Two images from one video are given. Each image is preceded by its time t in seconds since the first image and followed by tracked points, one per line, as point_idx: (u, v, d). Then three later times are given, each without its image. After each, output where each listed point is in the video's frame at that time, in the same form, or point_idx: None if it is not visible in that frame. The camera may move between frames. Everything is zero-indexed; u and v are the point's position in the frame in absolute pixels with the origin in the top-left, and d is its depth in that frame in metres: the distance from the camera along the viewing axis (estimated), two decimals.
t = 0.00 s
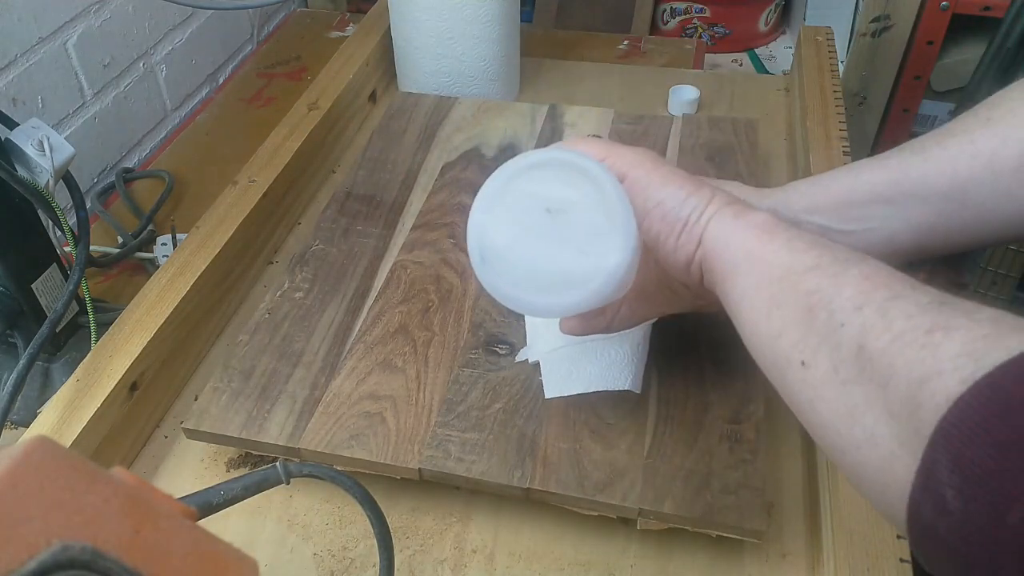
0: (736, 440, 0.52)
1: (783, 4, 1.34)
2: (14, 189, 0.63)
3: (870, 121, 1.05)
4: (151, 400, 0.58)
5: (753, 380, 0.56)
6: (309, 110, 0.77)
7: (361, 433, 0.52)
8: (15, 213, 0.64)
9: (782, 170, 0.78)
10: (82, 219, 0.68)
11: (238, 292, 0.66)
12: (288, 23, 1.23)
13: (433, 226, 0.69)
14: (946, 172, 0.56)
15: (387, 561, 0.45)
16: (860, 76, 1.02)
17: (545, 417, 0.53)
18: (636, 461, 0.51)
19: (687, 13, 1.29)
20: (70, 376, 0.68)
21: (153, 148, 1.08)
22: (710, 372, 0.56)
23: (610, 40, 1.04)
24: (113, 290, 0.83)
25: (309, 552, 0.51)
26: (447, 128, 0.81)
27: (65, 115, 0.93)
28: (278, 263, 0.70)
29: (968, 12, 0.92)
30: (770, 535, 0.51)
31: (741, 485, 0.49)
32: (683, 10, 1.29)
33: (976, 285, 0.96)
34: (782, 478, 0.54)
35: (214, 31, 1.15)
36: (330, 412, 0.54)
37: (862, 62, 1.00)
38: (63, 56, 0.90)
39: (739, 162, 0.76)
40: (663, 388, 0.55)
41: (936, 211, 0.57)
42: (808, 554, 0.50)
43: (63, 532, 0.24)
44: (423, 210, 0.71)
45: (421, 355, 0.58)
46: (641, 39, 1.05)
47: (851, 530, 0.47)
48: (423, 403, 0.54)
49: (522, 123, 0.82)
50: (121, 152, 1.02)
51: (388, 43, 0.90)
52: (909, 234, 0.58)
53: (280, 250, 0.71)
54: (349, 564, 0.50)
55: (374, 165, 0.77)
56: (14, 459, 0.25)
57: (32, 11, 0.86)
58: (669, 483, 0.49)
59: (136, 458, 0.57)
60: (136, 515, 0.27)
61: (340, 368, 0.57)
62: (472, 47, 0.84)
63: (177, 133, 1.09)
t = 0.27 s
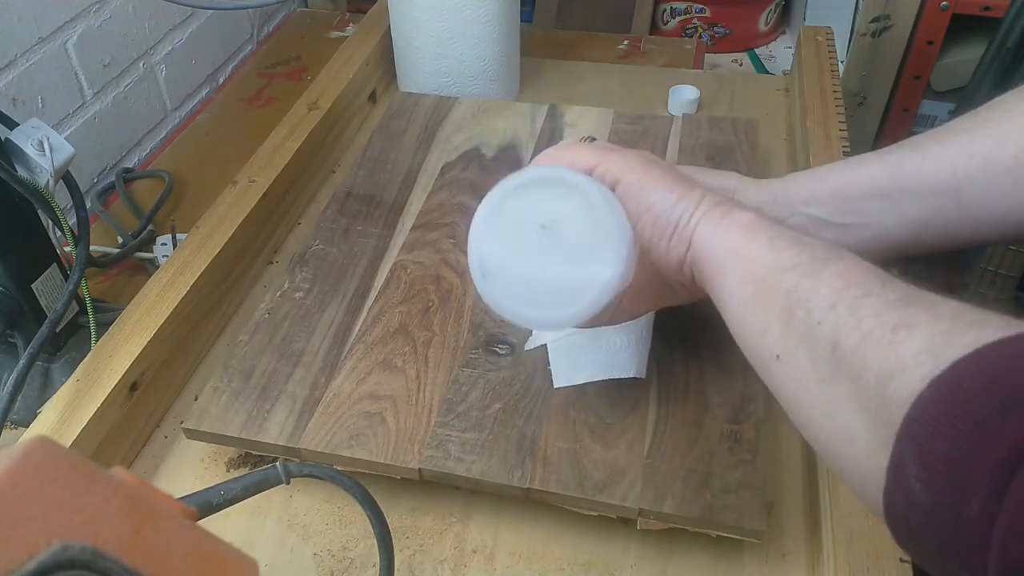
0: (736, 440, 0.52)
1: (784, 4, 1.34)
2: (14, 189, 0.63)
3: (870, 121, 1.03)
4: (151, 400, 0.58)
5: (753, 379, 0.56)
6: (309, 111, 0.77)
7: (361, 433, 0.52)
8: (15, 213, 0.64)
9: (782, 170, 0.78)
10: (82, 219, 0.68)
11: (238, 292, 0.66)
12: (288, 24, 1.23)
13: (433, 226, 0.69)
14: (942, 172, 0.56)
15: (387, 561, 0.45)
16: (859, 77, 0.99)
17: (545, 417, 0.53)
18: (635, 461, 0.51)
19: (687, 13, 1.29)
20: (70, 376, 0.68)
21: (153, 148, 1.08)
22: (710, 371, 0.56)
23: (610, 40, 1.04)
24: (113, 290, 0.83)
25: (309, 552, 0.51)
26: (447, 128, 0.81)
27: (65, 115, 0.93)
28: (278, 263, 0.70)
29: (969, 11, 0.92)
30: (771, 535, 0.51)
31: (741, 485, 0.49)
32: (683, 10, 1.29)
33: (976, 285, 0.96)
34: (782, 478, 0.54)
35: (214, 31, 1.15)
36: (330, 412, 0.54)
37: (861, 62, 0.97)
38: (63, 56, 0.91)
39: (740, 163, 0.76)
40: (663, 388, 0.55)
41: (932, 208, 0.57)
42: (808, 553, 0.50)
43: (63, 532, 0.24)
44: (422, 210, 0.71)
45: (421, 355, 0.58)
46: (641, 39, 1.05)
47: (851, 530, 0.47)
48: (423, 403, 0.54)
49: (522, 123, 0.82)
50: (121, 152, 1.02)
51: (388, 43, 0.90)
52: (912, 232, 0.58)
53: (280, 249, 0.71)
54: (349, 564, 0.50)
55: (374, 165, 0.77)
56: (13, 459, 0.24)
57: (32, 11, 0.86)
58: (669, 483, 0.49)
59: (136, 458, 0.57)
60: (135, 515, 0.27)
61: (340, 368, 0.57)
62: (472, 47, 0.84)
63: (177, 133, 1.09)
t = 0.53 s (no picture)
0: (737, 441, 0.52)
1: (784, 4, 1.33)
2: (14, 189, 0.63)
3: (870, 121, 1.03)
4: (151, 400, 0.58)
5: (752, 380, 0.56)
6: (309, 111, 0.78)
7: (361, 433, 0.53)
8: (15, 213, 0.64)
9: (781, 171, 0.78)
10: (82, 219, 0.68)
11: (238, 292, 0.66)
12: (288, 24, 1.23)
13: (433, 226, 0.69)
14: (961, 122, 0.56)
15: (387, 561, 0.45)
16: (860, 78, 0.98)
17: (545, 417, 0.53)
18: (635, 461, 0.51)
19: (687, 13, 1.29)
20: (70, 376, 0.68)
21: (153, 148, 1.08)
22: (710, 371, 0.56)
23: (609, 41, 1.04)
24: (113, 290, 0.83)
25: (309, 552, 0.51)
26: (447, 128, 0.81)
27: (65, 115, 0.93)
28: (278, 263, 0.70)
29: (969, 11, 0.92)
30: (771, 535, 0.51)
31: (741, 485, 0.49)
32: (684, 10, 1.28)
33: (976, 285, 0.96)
34: (783, 478, 0.54)
35: (214, 31, 1.15)
36: (329, 412, 0.54)
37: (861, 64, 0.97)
38: (63, 56, 0.91)
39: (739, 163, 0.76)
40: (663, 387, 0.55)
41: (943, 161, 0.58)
42: (808, 554, 0.50)
43: (63, 532, 0.24)
44: (422, 210, 0.71)
45: (421, 355, 0.58)
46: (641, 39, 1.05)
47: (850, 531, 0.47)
48: (423, 403, 0.54)
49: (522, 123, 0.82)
50: (121, 152, 1.02)
51: (388, 43, 0.90)
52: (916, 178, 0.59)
53: (280, 249, 0.71)
54: (349, 564, 0.50)
55: (374, 165, 0.77)
56: (13, 459, 0.24)
57: (32, 11, 0.86)
58: (669, 483, 0.49)
59: (136, 458, 0.56)
60: (135, 515, 0.27)
61: (340, 368, 0.57)
62: (472, 47, 0.84)
63: (177, 133, 1.09)
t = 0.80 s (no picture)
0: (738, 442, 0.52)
1: (784, 4, 1.33)
2: (14, 189, 0.63)
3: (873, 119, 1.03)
4: (151, 400, 0.58)
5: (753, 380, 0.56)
6: (309, 110, 0.78)
7: (361, 433, 0.52)
8: (15, 213, 0.64)
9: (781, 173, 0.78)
10: (82, 219, 0.68)
11: (238, 292, 0.66)
12: (288, 24, 1.23)
13: (433, 226, 0.69)
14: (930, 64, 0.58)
15: (387, 560, 0.45)
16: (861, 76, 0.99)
17: (545, 417, 0.53)
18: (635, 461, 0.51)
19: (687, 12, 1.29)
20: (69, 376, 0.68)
21: (153, 148, 1.07)
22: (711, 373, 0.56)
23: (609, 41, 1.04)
24: (113, 290, 0.83)
25: (309, 552, 0.51)
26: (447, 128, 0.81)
27: (65, 115, 0.93)
28: (278, 263, 0.69)
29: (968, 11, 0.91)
30: (771, 535, 0.51)
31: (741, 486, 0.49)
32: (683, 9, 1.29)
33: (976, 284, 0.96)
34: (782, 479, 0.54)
35: (214, 32, 1.15)
36: (329, 412, 0.54)
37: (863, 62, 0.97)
38: (63, 56, 0.91)
39: (738, 163, 0.76)
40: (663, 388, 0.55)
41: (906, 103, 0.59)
42: (808, 554, 0.50)
43: (62, 532, 0.24)
44: (422, 210, 0.71)
45: (421, 355, 0.58)
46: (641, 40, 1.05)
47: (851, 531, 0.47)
48: (423, 403, 0.54)
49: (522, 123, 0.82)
50: (121, 151, 1.02)
51: (388, 42, 0.90)
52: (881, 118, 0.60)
53: (280, 249, 0.70)
54: (349, 564, 0.50)
55: (374, 165, 0.77)
56: (13, 459, 0.24)
57: (32, 11, 0.86)
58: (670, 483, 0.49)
59: (136, 458, 0.56)
60: (135, 515, 0.26)
61: (340, 368, 0.57)
62: (472, 47, 0.84)
63: (177, 133, 1.09)
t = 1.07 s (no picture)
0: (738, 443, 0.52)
1: (784, 3, 1.33)
2: (14, 189, 0.63)
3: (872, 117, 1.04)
4: (151, 400, 0.58)
5: (753, 380, 0.56)
6: (309, 110, 0.78)
7: (361, 433, 0.52)
8: (15, 212, 0.64)
9: (781, 174, 0.78)
10: (82, 219, 0.68)
11: (238, 292, 0.66)
12: (288, 24, 1.23)
13: (433, 226, 0.69)
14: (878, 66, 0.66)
15: (387, 560, 0.45)
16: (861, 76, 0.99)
17: (545, 417, 0.53)
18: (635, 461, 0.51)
19: (687, 12, 1.30)
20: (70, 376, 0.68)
21: (153, 148, 1.07)
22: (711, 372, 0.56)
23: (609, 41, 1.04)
24: (113, 289, 0.83)
25: (309, 552, 0.51)
26: (447, 128, 0.81)
27: (65, 116, 0.93)
28: (278, 263, 0.69)
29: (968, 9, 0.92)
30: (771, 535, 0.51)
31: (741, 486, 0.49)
32: (683, 9, 1.29)
33: (976, 284, 0.96)
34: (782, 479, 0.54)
35: (214, 31, 1.15)
36: (329, 412, 0.54)
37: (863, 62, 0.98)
38: (63, 56, 0.91)
39: (738, 163, 0.76)
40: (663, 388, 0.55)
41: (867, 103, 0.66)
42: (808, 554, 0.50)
43: (63, 532, 0.24)
44: (422, 210, 0.71)
45: (421, 355, 0.58)
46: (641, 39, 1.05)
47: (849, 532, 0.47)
48: (423, 403, 0.54)
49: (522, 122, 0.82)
50: (121, 152, 1.02)
51: (388, 42, 0.90)
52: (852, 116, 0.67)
53: (280, 250, 0.70)
54: (349, 564, 0.50)
55: (374, 165, 0.77)
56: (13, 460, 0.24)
57: (32, 11, 0.86)
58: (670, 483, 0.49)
59: (136, 458, 0.56)
60: (135, 515, 0.26)
61: (340, 368, 0.57)
62: (472, 47, 0.84)
63: (177, 133, 1.09)
